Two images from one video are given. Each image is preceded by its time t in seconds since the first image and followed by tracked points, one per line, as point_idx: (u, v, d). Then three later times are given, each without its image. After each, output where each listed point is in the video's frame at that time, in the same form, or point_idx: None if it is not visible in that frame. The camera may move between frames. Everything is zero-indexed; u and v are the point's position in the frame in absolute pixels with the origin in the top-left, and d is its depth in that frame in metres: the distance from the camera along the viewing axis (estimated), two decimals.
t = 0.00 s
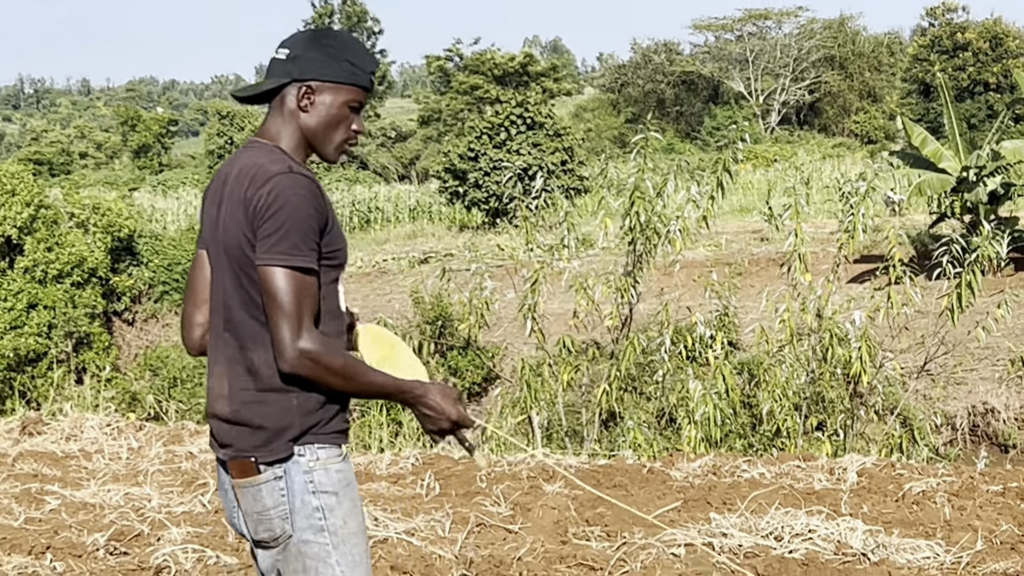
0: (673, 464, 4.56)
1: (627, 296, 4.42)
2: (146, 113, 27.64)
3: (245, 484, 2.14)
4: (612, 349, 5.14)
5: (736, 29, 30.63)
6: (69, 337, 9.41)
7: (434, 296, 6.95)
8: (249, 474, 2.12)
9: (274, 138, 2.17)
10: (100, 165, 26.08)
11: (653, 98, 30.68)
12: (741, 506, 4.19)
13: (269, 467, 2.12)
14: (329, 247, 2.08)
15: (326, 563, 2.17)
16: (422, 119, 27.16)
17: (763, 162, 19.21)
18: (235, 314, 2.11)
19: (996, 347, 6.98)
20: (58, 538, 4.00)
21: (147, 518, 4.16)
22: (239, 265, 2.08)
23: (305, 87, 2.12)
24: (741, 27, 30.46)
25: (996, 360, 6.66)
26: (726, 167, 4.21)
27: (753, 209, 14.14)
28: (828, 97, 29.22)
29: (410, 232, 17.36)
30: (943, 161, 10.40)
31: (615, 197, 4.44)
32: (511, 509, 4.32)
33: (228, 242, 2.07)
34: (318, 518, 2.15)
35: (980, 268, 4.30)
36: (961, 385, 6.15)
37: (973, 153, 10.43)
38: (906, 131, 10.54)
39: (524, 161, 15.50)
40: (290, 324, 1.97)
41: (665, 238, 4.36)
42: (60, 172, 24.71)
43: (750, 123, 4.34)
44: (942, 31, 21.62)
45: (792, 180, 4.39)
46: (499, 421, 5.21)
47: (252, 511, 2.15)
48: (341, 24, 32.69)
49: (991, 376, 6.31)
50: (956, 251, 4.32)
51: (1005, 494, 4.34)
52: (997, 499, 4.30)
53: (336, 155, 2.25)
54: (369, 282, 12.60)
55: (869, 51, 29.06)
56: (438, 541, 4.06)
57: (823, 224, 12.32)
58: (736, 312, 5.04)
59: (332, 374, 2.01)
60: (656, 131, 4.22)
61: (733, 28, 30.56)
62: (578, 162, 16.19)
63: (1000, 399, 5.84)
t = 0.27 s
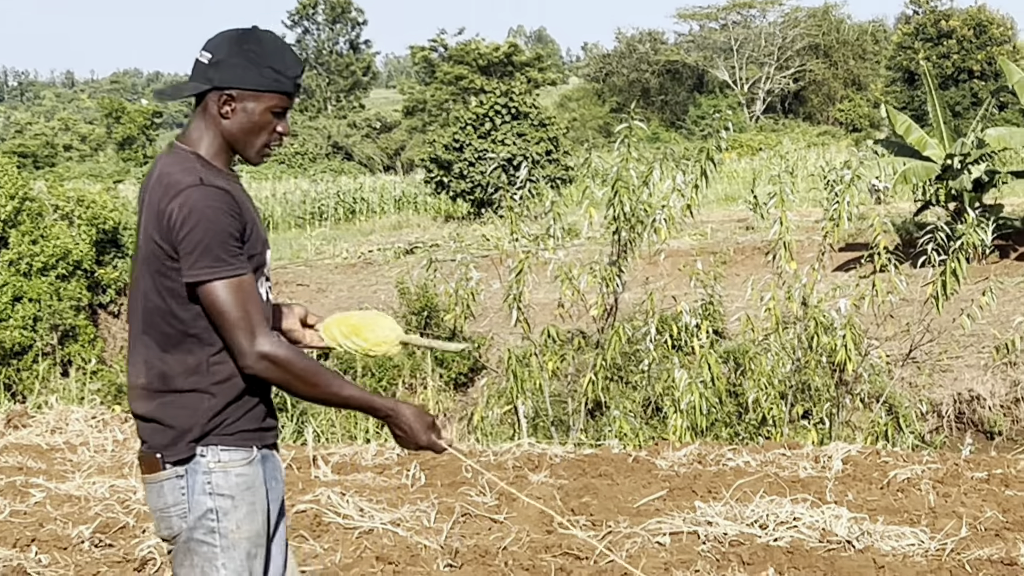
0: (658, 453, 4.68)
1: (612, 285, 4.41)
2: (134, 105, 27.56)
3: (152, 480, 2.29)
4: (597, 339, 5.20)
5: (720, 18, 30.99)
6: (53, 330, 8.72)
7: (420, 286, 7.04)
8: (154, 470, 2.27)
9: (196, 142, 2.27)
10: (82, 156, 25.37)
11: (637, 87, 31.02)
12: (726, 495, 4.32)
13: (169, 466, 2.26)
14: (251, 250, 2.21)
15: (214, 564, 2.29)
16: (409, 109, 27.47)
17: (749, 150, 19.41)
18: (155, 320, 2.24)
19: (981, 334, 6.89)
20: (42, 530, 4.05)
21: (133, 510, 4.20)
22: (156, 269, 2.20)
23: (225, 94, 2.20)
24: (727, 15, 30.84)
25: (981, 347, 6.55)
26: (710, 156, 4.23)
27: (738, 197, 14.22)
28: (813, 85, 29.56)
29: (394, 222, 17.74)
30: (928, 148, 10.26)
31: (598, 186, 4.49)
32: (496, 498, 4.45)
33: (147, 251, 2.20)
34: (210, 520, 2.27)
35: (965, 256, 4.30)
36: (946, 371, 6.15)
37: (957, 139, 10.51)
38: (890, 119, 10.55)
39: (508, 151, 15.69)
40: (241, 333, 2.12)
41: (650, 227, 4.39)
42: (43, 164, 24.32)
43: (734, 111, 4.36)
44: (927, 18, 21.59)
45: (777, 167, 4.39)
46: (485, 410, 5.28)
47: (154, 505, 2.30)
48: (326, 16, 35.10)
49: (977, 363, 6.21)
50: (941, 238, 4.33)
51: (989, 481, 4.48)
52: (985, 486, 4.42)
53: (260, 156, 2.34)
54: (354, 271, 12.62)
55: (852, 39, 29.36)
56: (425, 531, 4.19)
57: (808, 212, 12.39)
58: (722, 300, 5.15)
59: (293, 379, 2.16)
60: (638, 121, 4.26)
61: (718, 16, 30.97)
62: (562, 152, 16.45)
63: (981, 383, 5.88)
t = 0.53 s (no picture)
0: (640, 445, 4.74)
1: (592, 278, 4.43)
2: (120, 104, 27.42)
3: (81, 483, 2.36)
4: (578, 332, 5.27)
5: (699, 10, 31.62)
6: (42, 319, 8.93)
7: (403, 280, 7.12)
8: (84, 473, 2.34)
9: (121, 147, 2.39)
10: (65, 150, 24.56)
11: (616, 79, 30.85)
12: (708, 486, 4.39)
13: (101, 470, 2.34)
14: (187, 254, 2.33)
15: (146, 564, 2.38)
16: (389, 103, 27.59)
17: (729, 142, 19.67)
18: (89, 327, 2.34)
19: (962, 323, 7.15)
20: (25, 526, 4.17)
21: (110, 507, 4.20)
22: (90, 278, 2.30)
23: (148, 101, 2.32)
24: (705, 7, 31.38)
25: (962, 336, 6.85)
26: (690, 147, 4.25)
27: (718, 188, 14.31)
28: (791, 77, 29.90)
29: (375, 216, 17.93)
30: (907, 139, 10.50)
31: (579, 178, 4.51)
32: (478, 492, 4.44)
33: (81, 261, 2.29)
34: (144, 521, 2.36)
35: (945, 247, 4.31)
36: (926, 362, 6.34)
37: (936, 131, 10.57)
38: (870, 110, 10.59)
39: (488, 145, 15.75)
40: (195, 333, 2.22)
41: (630, 218, 4.41)
42: (23, 159, 23.94)
43: (714, 102, 4.37)
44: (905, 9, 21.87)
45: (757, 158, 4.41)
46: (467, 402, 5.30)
47: (83, 510, 2.36)
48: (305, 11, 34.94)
49: (957, 352, 6.47)
50: (921, 228, 4.34)
51: (970, 470, 4.58)
52: (964, 475, 4.54)
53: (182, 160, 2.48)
54: (334, 266, 12.62)
55: (831, 30, 29.66)
56: (408, 525, 4.20)
57: (786, 203, 12.46)
58: (702, 291, 5.24)
59: (260, 372, 2.26)
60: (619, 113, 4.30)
61: (697, 9, 31.58)
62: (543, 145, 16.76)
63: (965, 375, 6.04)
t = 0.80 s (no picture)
0: (611, 425, 5.30)
1: (568, 272, 5.02)
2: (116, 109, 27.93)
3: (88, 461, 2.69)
4: (556, 322, 5.92)
5: (664, 26, 31.92)
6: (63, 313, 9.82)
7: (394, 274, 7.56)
8: (90, 452, 2.67)
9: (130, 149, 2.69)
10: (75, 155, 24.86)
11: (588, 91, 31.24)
12: (674, 463, 4.92)
13: (105, 449, 2.67)
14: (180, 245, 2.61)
15: (146, 534, 2.72)
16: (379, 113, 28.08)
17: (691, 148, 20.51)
18: (93, 311, 2.63)
19: (905, 313, 7.92)
20: (47, 503, 4.60)
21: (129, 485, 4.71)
22: (94, 265, 2.59)
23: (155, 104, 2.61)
24: (669, 23, 31.73)
25: (905, 324, 7.65)
26: (655, 153, 4.77)
27: (680, 189, 15.03)
28: (749, 87, 30.34)
29: (367, 217, 18.37)
30: (854, 144, 11.38)
31: (554, 182, 5.03)
32: (464, 469, 4.93)
33: (87, 249, 2.58)
34: (144, 496, 2.70)
35: (889, 242, 4.70)
36: (873, 347, 7.15)
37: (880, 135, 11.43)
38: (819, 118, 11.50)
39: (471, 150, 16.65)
40: (177, 313, 2.49)
41: (602, 217, 4.92)
42: (44, 165, 24.46)
43: (677, 113, 4.89)
44: (851, 25, 22.97)
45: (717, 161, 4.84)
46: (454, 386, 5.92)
47: (89, 486, 2.69)
48: (302, 28, 35.38)
49: (901, 338, 7.24)
50: (868, 226, 4.74)
51: (913, 446, 5.16)
52: (908, 450, 5.12)
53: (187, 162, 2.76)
54: (331, 263, 13.04)
55: (783, 44, 30.50)
56: (399, 500, 4.64)
57: (743, 203, 13.14)
58: (668, 285, 5.84)
59: (231, 352, 2.54)
60: (591, 122, 4.83)
61: (661, 24, 31.88)
62: (521, 152, 17.46)
63: (906, 358, 6.91)
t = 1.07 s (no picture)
0: (589, 411, 5.78)
1: (547, 270, 5.48)
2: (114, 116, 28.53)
3: (112, 443, 2.82)
4: (536, 316, 6.52)
5: (635, 42, 33.79)
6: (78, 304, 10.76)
7: (386, 272, 7.99)
8: (115, 435, 2.80)
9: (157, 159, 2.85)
10: (87, 166, 25.72)
11: (565, 103, 33.46)
12: (645, 445, 5.38)
13: (130, 433, 2.79)
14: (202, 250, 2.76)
15: (168, 510, 2.87)
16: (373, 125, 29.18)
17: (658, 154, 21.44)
18: (119, 305, 2.75)
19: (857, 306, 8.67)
20: (67, 486, 4.99)
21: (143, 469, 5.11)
22: (121, 262, 2.72)
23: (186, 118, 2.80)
24: (640, 40, 33.67)
25: (858, 315, 8.42)
26: (627, 160, 5.22)
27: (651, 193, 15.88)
28: (714, 99, 32.96)
29: (362, 220, 18.83)
30: (811, 150, 12.07)
31: (536, 187, 5.48)
32: (453, 452, 5.37)
33: (115, 246, 2.71)
34: (167, 474, 2.85)
35: (844, 240, 5.10)
36: (828, 338, 7.82)
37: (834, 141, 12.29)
38: (777, 127, 12.43)
39: (458, 159, 17.11)
40: (189, 316, 2.64)
41: (579, 221, 5.38)
42: (62, 175, 25.81)
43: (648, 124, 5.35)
44: (808, 41, 24.79)
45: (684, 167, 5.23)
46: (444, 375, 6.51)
47: (114, 466, 2.82)
48: (301, 46, 35.68)
49: (855, 330, 7.92)
50: (824, 227, 5.16)
51: (866, 429, 5.69)
52: (860, 433, 5.65)
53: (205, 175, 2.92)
54: (329, 263, 13.45)
55: (746, 59, 32.96)
56: (392, 481, 5.05)
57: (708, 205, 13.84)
58: (640, 281, 6.44)
59: (233, 357, 2.70)
60: (569, 133, 5.32)
61: (633, 41, 33.70)
62: (504, 159, 17.92)
63: (859, 349, 7.56)
